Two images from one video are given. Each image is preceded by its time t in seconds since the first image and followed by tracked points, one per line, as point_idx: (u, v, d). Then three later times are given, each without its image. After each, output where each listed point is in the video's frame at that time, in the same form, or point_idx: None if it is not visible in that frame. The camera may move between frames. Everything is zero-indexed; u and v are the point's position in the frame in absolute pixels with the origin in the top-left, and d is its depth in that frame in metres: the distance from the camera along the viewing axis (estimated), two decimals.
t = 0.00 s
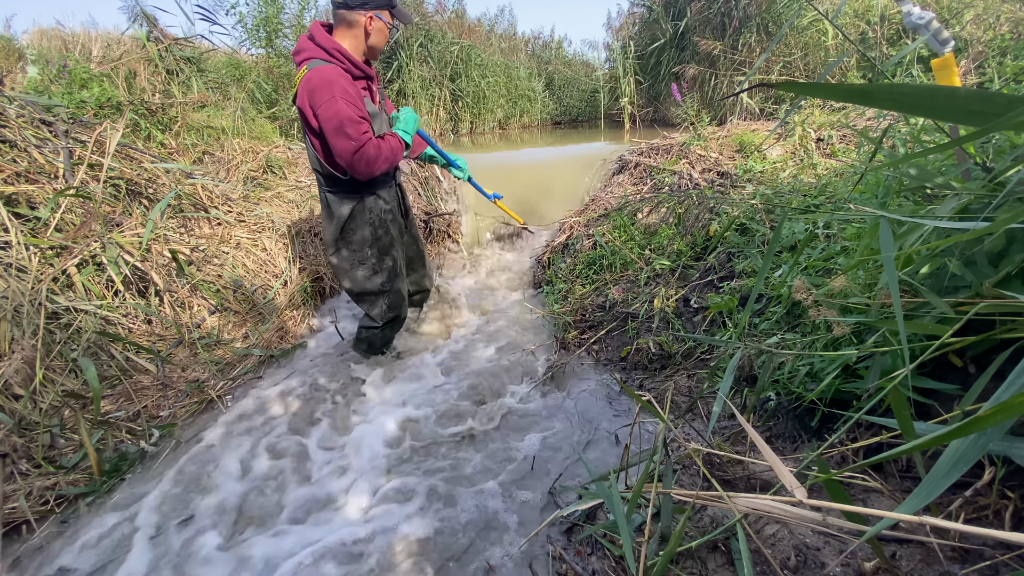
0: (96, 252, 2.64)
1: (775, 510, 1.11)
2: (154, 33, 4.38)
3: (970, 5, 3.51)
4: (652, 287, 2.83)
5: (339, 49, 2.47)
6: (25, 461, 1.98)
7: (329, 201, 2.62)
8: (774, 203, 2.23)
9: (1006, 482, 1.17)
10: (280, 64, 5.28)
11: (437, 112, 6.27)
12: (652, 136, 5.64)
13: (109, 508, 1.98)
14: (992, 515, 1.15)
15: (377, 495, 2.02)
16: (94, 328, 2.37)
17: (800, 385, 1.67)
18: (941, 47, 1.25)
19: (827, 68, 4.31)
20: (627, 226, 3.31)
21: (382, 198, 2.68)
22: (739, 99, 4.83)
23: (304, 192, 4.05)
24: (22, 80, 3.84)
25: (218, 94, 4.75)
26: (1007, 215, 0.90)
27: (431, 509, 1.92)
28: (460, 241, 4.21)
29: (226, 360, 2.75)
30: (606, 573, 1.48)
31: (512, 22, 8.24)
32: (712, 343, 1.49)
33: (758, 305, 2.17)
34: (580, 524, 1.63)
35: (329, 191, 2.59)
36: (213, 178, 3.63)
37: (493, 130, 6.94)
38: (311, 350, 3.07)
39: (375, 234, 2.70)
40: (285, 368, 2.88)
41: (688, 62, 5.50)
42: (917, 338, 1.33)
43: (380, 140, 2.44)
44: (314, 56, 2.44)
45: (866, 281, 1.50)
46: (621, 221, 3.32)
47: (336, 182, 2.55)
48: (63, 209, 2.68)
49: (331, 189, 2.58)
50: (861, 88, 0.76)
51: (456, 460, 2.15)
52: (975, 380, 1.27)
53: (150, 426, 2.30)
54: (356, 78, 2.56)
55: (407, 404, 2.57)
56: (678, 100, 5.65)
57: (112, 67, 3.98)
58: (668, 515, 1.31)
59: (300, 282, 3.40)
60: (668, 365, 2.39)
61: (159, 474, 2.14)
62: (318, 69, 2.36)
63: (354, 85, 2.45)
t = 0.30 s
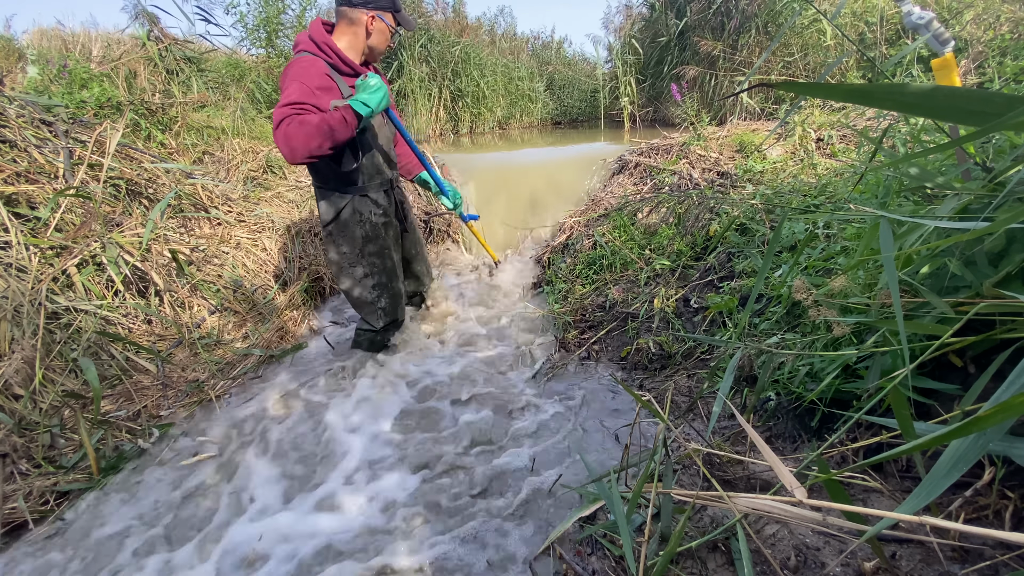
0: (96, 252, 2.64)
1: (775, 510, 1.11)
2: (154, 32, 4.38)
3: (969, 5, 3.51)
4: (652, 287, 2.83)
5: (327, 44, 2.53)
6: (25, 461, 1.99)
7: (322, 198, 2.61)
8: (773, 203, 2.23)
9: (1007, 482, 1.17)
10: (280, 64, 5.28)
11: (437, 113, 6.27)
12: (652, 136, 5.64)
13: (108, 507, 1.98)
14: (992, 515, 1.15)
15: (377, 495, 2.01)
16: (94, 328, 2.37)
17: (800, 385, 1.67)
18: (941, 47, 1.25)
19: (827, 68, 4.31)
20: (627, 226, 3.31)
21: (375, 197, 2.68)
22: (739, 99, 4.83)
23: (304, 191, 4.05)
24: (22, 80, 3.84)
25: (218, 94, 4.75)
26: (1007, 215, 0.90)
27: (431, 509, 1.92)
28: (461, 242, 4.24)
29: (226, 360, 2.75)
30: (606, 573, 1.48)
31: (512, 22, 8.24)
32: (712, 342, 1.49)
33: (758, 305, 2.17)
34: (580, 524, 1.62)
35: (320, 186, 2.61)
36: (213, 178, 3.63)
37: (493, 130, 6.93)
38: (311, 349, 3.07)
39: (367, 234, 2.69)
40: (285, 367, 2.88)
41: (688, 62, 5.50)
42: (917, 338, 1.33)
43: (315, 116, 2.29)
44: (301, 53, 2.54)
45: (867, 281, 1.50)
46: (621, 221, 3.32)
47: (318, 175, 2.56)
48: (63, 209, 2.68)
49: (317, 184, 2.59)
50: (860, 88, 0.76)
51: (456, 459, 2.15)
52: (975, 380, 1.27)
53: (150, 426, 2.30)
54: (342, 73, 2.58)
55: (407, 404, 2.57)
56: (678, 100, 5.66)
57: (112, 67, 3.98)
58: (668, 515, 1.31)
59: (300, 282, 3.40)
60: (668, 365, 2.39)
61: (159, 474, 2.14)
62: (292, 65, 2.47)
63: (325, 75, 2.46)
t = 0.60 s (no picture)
0: (96, 252, 2.64)
1: (775, 510, 1.11)
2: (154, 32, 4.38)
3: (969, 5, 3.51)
4: (652, 287, 2.83)
5: (337, 35, 2.56)
6: (25, 461, 1.99)
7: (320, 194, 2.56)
8: (773, 203, 2.23)
9: (1007, 482, 1.17)
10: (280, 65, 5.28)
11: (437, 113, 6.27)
12: (652, 136, 5.64)
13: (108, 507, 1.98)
14: (993, 515, 1.15)
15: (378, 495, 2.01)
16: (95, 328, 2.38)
17: (800, 385, 1.67)
18: (941, 48, 1.25)
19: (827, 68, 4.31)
20: (627, 226, 3.30)
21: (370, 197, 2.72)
22: (739, 99, 4.82)
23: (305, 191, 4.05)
24: (21, 80, 3.84)
25: (218, 94, 4.75)
26: (1007, 215, 0.90)
27: (431, 509, 1.92)
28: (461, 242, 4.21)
29: (226, 360, 2.75)
30: (606, 573, 1.49)
31: (512, 22, 8.24)
32: (711, 342, 1.49)
33: (758, 305, 2.17)
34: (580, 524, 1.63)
35: (313, 178, 2.55)
36: (213, 178, 3.63)
37: (493, 130, 6.93)
38: (310, 349, 3.07)
39: (363, 235, 2.72)
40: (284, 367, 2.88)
41: (688, 62, 5.50)
42: (917, 338, 1.33)
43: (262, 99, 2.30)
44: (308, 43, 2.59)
45: (867, 281, 1.50)
46: (621, 221, 3.32)
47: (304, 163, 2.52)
48: (63, 209, 2.68)
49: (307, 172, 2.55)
50: (861, 88, 0.75)
51: (457, 459, 2.15)
52: (975, 380, 1.27)
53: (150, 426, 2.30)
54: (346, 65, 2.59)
55: (406, 403, 2.58)
56: (678, 100, 5.66)
57: (112, 67, 3.97)
58: (667, 515, 1.31)
59: (300, 282, 3.40)
60: (668, 365, 2.39)
61: (158, 472, 2.14)
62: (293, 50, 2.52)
63: (321, 63, 2.46)
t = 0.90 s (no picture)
0: (96, 252, 2.64)
1: (775, 510, 1.11)
2: (154, 32, 4.38)
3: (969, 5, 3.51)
4: (652, 287, 2.83)
5: (341, 38, 2.56)
6: (25, 461, 1.99)
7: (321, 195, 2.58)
8: (773, 203, 2.23)
9: (1007, 482, 1.18)
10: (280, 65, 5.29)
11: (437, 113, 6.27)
12: (652, 136, 5.65)
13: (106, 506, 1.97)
14: (992, 515, 1.15)
15: (378, 495, 2.01)
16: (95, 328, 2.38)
17: (800, 385, 1.67)
18: (941, 47, 1.25)
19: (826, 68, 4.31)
20: (627, 226, 3.30)
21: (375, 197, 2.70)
22: (739, 99, 4.83)
23: (304, 191, 4.05)
24: (22, 80, 3.84)
25: (218, 94, 4.75)
26: (1007, 215, 0.90)
27: (431, 509, 1.91)
28: (462, 242, 4.23)
29: (226, 359, 2.75)
30: (606, 572, 1.49)
31: (512, 22, 8.25)
32: (711, 343, 1.49)
33: (758, 305, 2.17)
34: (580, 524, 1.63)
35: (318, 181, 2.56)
36: (213, 178, 3.63)
37: (493, 130, 6.94)
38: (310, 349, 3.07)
39: (366, 236, 2.71)
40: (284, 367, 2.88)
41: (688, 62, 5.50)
42: (917, 338, 1.33)
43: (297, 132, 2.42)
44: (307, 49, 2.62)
45: (866, 281, 1.50)
46: (621, 221, 3.32)
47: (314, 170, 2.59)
48: (63, 209, 2.68)
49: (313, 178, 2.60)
50: (862, 88, 0.76)
51: (457, 460, 2.15)
52: (975, 380, 1.27)
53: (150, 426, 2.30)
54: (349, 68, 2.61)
55: (406, 404, 2.57)
56: (678, 100, 5.66)
57: (113, 68, 3.98)
58: (667, 515, 1.31)
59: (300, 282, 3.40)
60: (668, 365, 2.40)
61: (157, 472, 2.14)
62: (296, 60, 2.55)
63: (329, 71, 2.51)
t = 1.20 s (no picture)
0: (96, 252, 2.64)
1: (775, 510, 1.11)
2: (154, 32, 4.37)
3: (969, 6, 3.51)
4: (652, 287, 2.83)
5: (384, 47, 2.62)
6: (25, 461, 1.99)
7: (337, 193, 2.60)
8: (773, 203, 2.23)
9: (1007, 482, 1.18)
10: (280, 65, 5.28)
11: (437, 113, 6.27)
12: (652, 136, 5.65)
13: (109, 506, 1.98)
14: (992, 515, 1.15)
15: (378, 495, 2.01)
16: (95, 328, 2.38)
17: (801, 385, 1.67)
18: (941, 48, 1.25)
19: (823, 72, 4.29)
20: (627, 226, 3.30)
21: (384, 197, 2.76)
22: (739, 99, 4.82)
23: (304, 191, 4.05)
24: (21, 80, 3.84)
25: (218, 94, 4.75)
26: (1007, 215, 0.90)
27: (431, 509, 1.91)
28: (461, 241, 4.23)
29: (226, 360, 2.75)
30: (606, 573, 1.49)
31: (511, 22, 8.24)
32: (712, 343, 1.49)
33: (758, 305, 2.17)
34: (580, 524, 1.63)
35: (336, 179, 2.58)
36: (213, 178, 3.63)
37: (493, 130, 6.94)
38: (310, 349, 3.07)
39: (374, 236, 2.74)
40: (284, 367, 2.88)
41: (688, 62, 5.50)
42: (917, 338, 1.33)
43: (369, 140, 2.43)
44: (348, 49, 2.57)
45: (866, 281, 1.50)
46: (621, 221, 3.32)
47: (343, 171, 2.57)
48: (63, 209, 2.68)
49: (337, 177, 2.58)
50: (862, 88, 0.76)
51: (457, 460, 2.15)
52: (975, 380, 1.27)
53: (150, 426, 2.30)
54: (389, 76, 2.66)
55: (406, 404, 2.57)
56: (678, 100, 5.66)
57: (112, 68, 3.98)
58: (667, 515, 1.31)
59: (300, 282, 3.40)
60: (668, 365, 2.40)
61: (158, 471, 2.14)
62: (348, 60, 2.48)
63: (381, 80, 2.55)
